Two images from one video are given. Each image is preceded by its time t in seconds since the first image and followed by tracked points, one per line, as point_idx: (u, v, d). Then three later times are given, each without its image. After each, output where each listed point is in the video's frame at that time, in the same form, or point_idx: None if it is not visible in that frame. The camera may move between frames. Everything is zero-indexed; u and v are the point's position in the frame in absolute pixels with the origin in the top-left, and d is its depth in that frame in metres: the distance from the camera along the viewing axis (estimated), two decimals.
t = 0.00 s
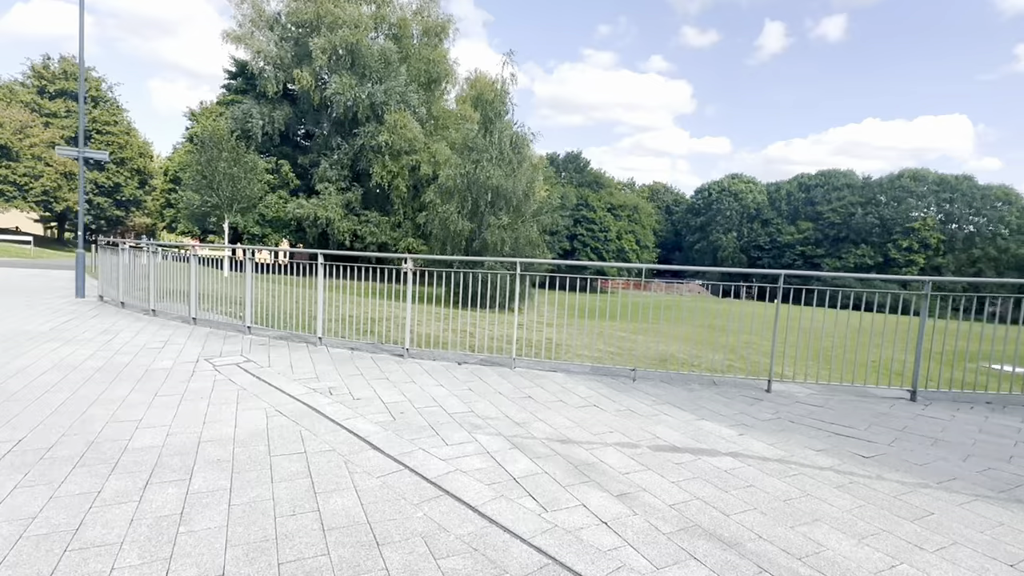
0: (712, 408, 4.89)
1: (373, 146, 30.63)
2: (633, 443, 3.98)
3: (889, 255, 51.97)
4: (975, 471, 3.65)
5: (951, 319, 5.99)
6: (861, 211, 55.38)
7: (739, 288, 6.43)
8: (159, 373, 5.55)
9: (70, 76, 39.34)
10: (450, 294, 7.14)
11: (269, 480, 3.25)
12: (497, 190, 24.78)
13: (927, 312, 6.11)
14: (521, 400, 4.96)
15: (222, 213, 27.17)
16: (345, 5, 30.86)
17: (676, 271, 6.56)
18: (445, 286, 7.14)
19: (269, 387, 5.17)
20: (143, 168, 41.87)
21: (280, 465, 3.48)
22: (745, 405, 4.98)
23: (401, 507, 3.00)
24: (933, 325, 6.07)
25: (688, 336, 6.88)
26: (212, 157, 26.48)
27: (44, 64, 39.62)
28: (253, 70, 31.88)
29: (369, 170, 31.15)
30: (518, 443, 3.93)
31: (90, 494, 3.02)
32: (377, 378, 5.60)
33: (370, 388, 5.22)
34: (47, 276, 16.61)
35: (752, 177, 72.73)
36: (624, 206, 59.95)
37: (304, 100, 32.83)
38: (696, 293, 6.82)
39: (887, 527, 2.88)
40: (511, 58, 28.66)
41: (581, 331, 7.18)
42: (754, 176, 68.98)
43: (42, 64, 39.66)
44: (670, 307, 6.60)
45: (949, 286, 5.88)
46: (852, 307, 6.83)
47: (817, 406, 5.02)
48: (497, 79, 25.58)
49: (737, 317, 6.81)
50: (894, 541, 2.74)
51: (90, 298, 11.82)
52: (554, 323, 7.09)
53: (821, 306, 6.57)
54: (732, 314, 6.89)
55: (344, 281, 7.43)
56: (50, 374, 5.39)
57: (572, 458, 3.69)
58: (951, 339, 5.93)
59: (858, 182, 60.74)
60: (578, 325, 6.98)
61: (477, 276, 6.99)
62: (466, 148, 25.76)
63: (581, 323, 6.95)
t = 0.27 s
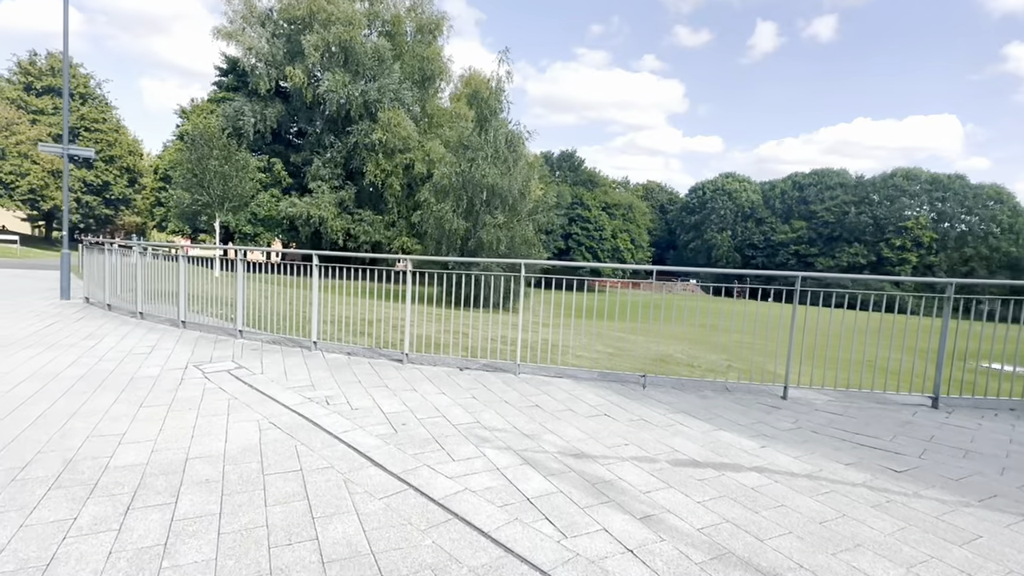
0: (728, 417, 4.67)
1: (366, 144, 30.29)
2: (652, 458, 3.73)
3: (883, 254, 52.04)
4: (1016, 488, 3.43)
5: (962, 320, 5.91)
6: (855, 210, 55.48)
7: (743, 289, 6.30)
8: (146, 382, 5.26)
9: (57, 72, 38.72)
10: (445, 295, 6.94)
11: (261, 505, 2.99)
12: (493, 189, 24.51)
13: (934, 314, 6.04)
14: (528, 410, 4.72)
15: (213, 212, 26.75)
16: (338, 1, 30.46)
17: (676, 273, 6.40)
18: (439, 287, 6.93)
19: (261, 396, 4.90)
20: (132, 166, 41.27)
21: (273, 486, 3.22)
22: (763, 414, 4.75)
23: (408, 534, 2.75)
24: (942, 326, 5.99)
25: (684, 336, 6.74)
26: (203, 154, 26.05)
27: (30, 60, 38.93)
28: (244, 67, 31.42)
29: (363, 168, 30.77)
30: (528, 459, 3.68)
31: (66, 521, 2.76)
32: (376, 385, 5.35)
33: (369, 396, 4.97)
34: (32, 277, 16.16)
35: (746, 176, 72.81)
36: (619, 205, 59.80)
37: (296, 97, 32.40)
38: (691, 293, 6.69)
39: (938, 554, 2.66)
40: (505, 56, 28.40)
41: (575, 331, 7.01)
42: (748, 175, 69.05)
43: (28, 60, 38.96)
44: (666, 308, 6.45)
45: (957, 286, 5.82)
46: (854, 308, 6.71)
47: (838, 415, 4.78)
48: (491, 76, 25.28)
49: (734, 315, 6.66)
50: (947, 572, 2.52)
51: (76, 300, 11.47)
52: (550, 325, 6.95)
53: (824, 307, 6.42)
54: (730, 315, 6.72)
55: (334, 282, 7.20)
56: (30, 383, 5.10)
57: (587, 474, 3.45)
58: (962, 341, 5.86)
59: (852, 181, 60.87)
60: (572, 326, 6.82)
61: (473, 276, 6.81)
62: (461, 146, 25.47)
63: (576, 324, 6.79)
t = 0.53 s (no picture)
0: (748, 422, 4.46)
1: (360, 143, 29.97)
2: (676, 468, 3.52)
3: (876, 254, 52.18)
4: None
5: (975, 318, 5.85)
6: (848, 210, 55.62)
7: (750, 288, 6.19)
8: (135, 387, 5.01)
9: (45, 69, 38.14)
10: (440, 294, 6.74)
11: (261, 524, 2.75)
12: (489, 188, 24.29)
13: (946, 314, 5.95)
14: (538, 416, 4.50)
15: (205, 212, 26.35)
16: None
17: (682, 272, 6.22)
18: (435, 286, 6.71)
19: (257, 402, 4.66)
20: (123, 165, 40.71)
21: (273, 502, 2.98)
22: (784, 419, 4.55)
23: (422, 557, 2.52)
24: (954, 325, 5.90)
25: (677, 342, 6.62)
26: (195, 153, 25.67)
27: (18, 58, 38.31)
28: (236, 65, 31.02)
29: (357, 167, 30.44)
30: (544, 469, 3.46)
31: (46, 545, 2.52)
32: (376, 389, 5.13)
33: (370, 402, 4.74)
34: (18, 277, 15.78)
35: (740, 176, 72.93)
36: (614, 204, 59.69)
37: (289, 96, 32.03)
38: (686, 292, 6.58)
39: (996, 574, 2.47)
40: (501, 54, 28.19)
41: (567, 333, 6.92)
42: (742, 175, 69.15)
43: (16, 57, 38.35)
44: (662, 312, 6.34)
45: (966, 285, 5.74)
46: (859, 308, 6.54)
47: (862, 420, 4.59)
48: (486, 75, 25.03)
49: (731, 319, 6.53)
50: None
51: (63, 301, 11.13)
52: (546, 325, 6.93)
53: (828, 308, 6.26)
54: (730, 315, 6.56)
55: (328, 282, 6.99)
56: (10, 388, 4.82)
57: (609, 487, 3.24)
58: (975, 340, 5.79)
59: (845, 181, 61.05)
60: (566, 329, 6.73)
61: (472, 275, 6.63)
62: (456, 145, 25.22)
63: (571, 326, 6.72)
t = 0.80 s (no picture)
0: (775, 435, 4.29)
1: (358, 143, 29.71)
2: (708, 488, 3.32)
3: (875, 254, 52.10)
4: None
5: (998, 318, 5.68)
6: (846, 210, 55.56)
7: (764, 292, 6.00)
8: (134, 398, 4.77)
9: (39, 69, 37.77)
10: (438, 296, 6.57)
11: (272, 554, 2.54)
12: (489, 188, 24.09)
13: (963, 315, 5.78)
14: (555, 429, 4.31)
15: (203, 212, 26.07)
16: None
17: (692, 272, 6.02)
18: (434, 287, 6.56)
19: (261, 414, 4.44)
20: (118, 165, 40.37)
21: (283, 529, 2.77)
22: (811, 431, 4.37)
23: None
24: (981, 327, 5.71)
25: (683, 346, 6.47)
26: (192, 153, 25.39)
27: (12, 57, 37.94)
28: (232, 64, 30.73)
29: (355, 168, 30.18)
30: (569, 489, 3.26)
31: None
32: (385, 399, 4.93)
33: (379, 413, 4.55)
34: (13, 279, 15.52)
35: (738, 176, 72.88)
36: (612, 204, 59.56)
37: (286, 95, 31.74)
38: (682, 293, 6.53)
39: None
40: (500, 54, 27.99)
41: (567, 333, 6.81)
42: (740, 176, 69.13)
43: (10, 56, 37.97)
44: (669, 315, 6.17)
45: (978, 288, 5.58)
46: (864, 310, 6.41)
47: (893, 431, 4.41)
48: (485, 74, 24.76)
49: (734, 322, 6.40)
50: None
51: (58, 304, 10.88)
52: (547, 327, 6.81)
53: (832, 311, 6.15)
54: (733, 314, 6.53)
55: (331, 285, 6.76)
56: None
57: (641, 510, 3.04)
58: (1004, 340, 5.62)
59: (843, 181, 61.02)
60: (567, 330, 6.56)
61: (473, 277, 6.45)
62: (455, 145, 24.99)
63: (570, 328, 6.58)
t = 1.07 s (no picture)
0: (807, 445, 4.07)
1: (361, 143, 29.54)
2: (745, 505, 3.10)
3: (880, 254, 51.71)
4: None
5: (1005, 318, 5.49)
6: (851, 210, 55.23)
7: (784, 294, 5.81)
8: (134, 406, 4.56)
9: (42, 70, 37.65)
10: (443, 297, 6.38)
11: None
12: (493, 189, 23.93)
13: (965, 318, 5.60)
14: (575, 439, 4.11)
15: (205, 213, 25.90)
16: None
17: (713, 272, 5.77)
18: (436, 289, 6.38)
19: (267, 424, 4.24)
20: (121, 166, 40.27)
21: (292, 554, 2.56)
22: (844, 441, 4.15)
23: None
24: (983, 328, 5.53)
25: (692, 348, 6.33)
26: (194, 153, 25.23)
27: (15, 57, 37.86)
28: (235, 64, 30.59)
29: (358, 168, 30.00)
30: (598, 508, 3.04)
31: None
32: (395, 406, 4.73)
33: (390, 421, 4.34)
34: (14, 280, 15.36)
35: (742, 176, 72.61)
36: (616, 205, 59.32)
37: (289, 96, 31.59)
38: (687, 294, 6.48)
39: None
40: (503, 54, 27.81)
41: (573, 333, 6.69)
42: (744, 176, 68.87)
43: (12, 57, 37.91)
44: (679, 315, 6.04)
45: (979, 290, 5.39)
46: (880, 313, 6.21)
47: (929, 442, 4.19)
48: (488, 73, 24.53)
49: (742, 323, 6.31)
50: None
51: (58, 307, 10.69)
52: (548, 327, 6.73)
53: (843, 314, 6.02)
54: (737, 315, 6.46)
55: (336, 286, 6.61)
56: None
57: (677, 530, 2.82)
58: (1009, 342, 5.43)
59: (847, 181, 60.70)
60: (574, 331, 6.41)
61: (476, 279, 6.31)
62: (459, 145, 24.79)
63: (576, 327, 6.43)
